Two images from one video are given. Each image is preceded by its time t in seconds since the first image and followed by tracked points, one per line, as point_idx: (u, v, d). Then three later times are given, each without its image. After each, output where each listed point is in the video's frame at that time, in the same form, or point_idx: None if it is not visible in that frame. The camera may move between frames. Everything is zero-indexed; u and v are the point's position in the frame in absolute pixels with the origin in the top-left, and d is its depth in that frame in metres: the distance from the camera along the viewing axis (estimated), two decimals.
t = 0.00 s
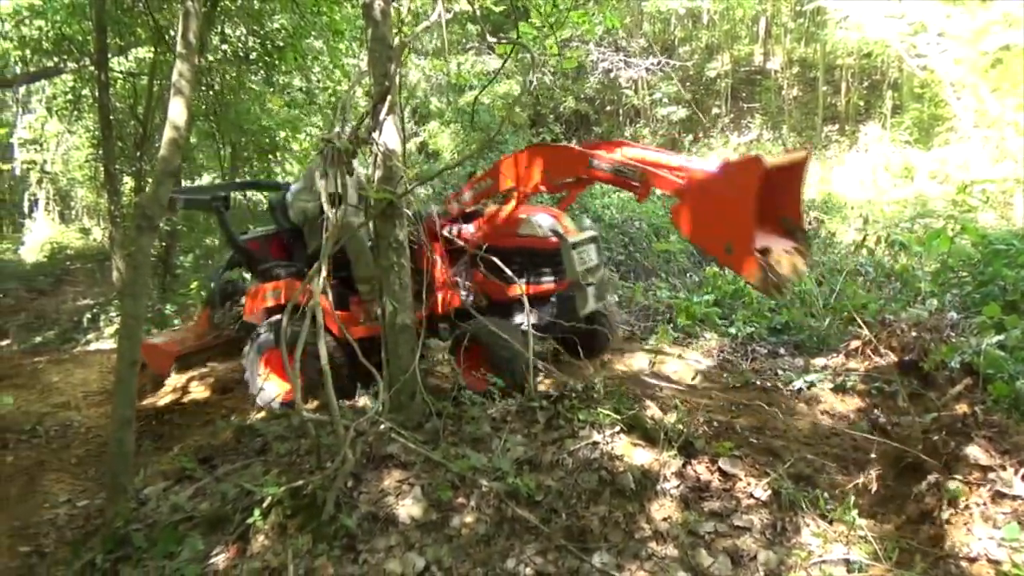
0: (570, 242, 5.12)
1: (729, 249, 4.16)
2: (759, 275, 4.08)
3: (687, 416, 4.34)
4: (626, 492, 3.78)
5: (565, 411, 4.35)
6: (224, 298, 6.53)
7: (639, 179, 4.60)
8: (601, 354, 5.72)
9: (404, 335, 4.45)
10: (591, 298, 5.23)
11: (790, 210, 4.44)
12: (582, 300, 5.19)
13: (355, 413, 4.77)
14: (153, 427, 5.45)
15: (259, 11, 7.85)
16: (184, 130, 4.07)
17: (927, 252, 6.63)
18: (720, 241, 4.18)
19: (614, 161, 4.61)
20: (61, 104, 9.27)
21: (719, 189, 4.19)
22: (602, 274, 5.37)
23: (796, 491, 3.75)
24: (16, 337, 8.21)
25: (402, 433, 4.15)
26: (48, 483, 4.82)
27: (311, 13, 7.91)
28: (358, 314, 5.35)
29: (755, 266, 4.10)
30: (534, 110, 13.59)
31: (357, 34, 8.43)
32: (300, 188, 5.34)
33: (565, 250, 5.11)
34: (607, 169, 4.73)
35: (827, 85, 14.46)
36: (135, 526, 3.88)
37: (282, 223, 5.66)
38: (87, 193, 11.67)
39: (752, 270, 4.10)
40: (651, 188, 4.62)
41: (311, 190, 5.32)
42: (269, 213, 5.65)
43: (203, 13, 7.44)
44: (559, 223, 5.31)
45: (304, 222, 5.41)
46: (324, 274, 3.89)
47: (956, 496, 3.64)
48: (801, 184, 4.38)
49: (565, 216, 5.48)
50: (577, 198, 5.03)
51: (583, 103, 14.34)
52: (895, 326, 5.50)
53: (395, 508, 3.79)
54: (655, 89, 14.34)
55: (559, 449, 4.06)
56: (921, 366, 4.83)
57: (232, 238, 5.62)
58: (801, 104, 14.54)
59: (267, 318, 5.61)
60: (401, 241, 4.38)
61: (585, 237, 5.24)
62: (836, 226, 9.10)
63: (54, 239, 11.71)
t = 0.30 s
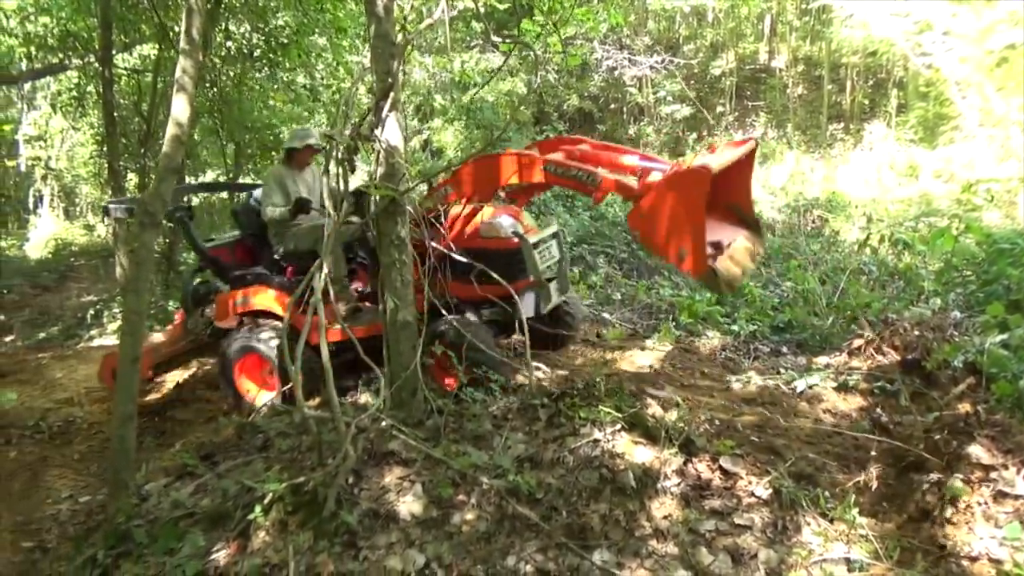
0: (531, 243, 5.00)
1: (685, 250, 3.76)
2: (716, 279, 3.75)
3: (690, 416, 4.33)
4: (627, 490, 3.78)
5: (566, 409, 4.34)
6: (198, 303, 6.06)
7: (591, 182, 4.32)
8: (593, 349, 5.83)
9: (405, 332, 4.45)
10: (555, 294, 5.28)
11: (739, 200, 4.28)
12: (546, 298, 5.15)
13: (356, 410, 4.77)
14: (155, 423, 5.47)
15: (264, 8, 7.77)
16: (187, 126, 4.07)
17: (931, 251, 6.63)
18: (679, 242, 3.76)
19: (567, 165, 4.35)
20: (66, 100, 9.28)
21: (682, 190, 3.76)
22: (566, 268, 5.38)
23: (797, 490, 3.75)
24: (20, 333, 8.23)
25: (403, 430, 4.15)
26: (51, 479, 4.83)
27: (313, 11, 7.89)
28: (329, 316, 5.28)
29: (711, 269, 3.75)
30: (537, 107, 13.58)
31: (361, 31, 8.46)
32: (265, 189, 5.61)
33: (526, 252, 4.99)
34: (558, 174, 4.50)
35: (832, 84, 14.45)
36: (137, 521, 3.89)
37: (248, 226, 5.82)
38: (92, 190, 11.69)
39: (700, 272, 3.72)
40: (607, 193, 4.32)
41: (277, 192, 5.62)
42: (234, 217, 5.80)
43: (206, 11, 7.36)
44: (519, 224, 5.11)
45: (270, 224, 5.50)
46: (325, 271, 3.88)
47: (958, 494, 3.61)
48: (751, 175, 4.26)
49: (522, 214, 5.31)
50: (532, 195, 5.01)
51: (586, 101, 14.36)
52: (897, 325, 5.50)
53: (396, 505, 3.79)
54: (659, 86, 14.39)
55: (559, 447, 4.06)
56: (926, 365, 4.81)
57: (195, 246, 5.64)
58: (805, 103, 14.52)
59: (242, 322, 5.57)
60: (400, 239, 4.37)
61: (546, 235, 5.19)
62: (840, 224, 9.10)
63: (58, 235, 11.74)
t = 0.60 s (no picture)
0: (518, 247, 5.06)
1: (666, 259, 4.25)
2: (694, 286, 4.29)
3: (695, 412, 4.32)
4: (631, 486, 3.78)
5: (569, 405, 4.34)
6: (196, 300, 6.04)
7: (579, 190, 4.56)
8: (596, 346, 5.82)
9: (409, 329, 4.45)
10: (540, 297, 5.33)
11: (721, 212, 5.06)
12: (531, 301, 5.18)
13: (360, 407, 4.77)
14: (159, 420, 5.47)
15: (267, 5, 7.86)
16: (190, 123, 4.07)
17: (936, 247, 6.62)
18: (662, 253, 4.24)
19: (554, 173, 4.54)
20: (69, 98, 9.29)
21: (661, 205, 4.20)
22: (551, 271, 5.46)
23: (801, 486, 3.75)
24: (24, 330, 8.24)
25: (407, 426, 4.14)
26: (56, 476, 4.84)
27: (318, 9, 8.07)
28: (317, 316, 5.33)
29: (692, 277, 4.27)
30: (541, 104, 13.56)
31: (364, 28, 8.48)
32: (246, 187, 5.62)
33: (513, 255, 5.06)
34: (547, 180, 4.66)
35: (836, 79, 14.43)
36: (141, 518, 3.90)
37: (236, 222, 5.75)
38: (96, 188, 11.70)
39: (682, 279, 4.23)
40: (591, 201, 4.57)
41: (258, 190, 5.65)
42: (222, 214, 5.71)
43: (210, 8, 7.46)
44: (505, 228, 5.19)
45: (258, 222, 5.56)
46: (329, 268, 3.89)
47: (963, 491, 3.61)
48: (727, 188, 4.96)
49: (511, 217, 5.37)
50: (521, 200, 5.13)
51: (590, 97, 14.36)
52: (902, 321, 5.49)
53: (400, 501, 3.79)
54: (662, 83, 14.32)
55: (563, 444, 4.05)
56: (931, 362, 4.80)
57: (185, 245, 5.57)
58: (809, 99, 14.50)
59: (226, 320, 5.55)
60: (404, 236, 4.37)
61: (534, 239, 5.22)
62: (845, 221, 8.99)
63: (62, 233, 11.75)
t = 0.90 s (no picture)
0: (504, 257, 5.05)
1: (648, 277, 4.64)
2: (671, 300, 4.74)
3: (703, 409, 4.32)
4: (639, 484, 3.78)
5: (577, 403, 4.34)
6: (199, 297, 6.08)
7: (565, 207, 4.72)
8: (604, 343, 5.80)
9: (416, 327, 4.46)
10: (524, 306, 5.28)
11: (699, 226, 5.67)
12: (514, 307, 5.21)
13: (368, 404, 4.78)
14: (168, 418, 5.49)
15: (274, 4, 7.90)
16: (198, 122, 4.09)
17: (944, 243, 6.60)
18: (641, 270, 4.65)
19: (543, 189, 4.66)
20: (76, 98, 9.32)
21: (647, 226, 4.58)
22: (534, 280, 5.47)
23: (810, 483, 3.74)
24: (34, 329, 8.27)
25: (416, 424, 4.15)
26: (67, 474, 4.87)
27: (323, 8, 8.15)
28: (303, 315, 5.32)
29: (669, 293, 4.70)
30: (547, 101, 13.56)
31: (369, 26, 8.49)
32: (243, 188, 5.57)
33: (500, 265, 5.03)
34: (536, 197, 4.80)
35: (842, 75, 14.39)
36: (151, 515, 3.92)
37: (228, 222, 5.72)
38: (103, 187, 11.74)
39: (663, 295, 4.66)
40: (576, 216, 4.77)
41: (255, 193, 5.60)
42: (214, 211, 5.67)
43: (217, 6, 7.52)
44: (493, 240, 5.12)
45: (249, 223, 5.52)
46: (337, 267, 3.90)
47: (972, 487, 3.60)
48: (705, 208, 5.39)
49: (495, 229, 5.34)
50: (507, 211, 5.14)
51: (596, 95, 14.36)
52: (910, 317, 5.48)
53: (409, 498, 3.80)
54: (668, 79, 14.29)
55: (571, 441, 4.05)
56: (940, 358, 4.79)
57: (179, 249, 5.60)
58: (816, 94, 14.46)
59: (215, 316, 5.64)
60: (411, 235, 4.39)
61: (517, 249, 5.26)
62: (852, 216, 8.95)
63: (71, 232, 11.79)
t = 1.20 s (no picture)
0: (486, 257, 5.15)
1: (623, 276, 4.50)
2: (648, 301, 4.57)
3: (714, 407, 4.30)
4: (649, 482, 3.77)
5: (586, 401, 4.33)
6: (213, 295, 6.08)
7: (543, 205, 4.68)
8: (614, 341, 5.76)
9: (425, 324, 4.46)
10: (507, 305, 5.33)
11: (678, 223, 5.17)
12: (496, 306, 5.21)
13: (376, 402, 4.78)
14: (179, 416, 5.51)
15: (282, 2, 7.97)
16: (207, 120, 4.10)
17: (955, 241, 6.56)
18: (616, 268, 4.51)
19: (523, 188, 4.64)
20: (87, 96, 9.36)
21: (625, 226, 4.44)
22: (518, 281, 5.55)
23: (820, 481, 3.73)
24: (45, 326, 8.31)
25: (425, 421, 4.14)
26: (78, 470, 4.90)
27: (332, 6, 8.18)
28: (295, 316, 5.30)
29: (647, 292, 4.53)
30: (555, 99, 13.54)
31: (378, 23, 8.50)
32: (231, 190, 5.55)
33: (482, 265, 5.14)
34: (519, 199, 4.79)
35: (851, 72, 14.32)
36: (162, 512, 3.94)
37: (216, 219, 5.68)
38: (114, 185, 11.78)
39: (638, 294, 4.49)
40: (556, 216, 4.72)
41: (246, 193, 5.56)
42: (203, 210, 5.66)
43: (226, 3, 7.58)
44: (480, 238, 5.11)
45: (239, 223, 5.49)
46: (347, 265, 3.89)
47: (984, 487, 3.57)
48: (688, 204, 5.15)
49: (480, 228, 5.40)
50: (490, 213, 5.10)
51: (604, 93, 14.35)
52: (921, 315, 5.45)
53: (418, 496, 3.80)
54: (677, 76, 14.24)
55: (580, 439, 4.04)
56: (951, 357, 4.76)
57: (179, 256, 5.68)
58: (825, 91, 14.39)
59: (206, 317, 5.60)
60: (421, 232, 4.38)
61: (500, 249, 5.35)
62: (862, 214, 8.92)
63: (81, 230, 11.84)
